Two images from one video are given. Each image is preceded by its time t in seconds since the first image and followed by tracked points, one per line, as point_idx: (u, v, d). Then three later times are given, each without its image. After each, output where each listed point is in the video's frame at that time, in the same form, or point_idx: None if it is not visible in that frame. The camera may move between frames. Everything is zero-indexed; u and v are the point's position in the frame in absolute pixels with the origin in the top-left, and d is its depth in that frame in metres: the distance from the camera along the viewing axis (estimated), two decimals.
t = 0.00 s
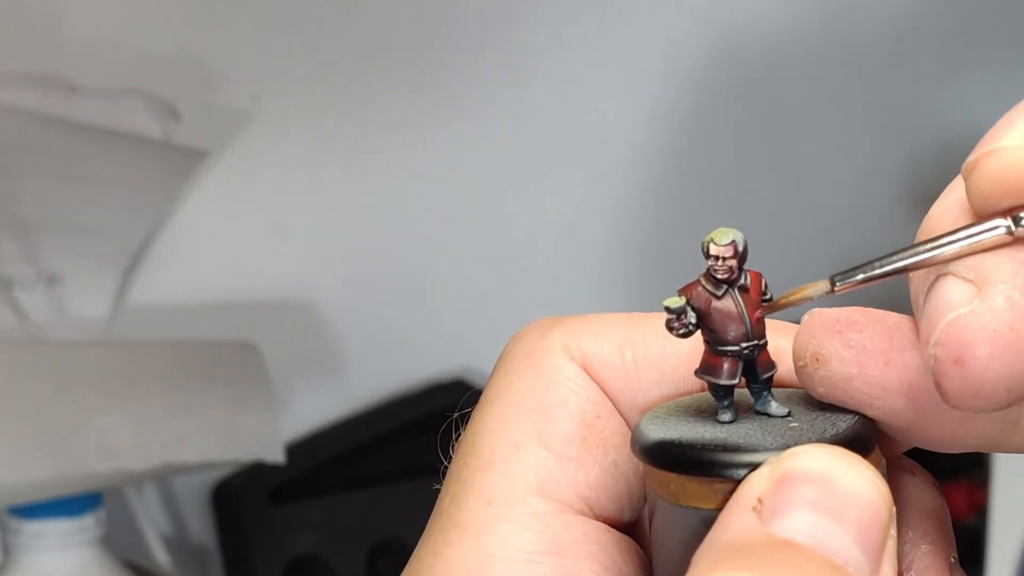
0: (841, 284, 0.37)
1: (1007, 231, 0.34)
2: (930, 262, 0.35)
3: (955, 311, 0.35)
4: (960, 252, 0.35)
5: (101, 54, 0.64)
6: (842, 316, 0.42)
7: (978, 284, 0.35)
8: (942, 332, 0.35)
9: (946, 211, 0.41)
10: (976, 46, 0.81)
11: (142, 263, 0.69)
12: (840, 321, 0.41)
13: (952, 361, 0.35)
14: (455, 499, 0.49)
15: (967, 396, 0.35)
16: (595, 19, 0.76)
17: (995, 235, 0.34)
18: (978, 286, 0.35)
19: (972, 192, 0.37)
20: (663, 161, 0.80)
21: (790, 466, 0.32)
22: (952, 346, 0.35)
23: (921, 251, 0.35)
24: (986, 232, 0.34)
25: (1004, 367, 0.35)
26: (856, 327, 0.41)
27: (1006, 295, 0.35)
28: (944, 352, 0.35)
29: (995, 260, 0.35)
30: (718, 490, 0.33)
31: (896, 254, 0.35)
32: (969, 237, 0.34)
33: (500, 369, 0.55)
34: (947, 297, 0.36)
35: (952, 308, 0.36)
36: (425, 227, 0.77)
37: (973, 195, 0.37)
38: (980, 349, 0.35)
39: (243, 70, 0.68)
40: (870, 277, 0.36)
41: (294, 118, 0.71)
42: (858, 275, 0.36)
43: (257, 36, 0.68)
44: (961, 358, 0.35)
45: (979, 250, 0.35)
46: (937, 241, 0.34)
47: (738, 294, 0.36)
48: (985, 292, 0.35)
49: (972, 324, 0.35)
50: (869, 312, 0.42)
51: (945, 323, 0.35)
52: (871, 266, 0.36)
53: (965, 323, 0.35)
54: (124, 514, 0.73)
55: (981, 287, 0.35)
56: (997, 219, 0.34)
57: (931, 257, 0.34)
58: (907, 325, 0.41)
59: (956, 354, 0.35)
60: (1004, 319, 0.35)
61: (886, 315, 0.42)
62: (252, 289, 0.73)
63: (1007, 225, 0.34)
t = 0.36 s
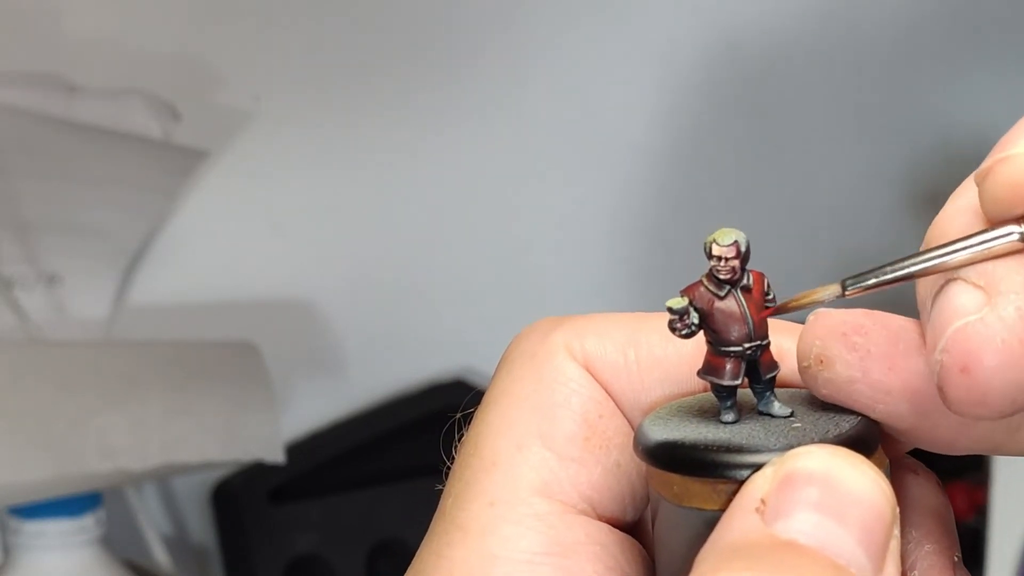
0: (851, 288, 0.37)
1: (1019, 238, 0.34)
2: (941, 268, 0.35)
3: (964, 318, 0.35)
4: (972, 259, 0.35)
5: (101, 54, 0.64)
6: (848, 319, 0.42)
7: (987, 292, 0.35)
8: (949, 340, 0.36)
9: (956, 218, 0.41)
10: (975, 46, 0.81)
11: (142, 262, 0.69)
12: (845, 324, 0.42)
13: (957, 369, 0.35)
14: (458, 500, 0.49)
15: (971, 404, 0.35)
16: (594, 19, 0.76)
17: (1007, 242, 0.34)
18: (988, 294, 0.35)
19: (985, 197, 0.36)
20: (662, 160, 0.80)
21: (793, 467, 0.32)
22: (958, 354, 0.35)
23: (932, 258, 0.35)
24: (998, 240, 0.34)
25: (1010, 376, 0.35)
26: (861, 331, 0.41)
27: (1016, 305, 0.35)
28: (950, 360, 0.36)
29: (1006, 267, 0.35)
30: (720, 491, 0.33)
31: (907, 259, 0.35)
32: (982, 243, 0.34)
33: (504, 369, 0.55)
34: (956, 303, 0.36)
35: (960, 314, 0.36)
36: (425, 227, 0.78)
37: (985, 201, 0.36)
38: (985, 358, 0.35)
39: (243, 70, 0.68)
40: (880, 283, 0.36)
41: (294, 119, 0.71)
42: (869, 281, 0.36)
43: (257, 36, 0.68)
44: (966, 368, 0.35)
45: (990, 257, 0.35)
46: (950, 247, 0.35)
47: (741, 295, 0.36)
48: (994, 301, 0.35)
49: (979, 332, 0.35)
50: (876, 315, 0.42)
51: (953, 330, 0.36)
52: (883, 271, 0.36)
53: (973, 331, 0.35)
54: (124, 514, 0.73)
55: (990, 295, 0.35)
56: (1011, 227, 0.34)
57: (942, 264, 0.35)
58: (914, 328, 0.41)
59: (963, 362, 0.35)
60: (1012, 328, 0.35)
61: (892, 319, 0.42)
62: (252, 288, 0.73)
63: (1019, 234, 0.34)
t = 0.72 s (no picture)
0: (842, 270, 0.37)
1: (1012, 227, 0.34)
2: (931, 253, 0.35)
3: (951, 299, 0.35)
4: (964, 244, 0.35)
5: (100, 54, 0.64)
6: (844, 312, 0.41)
7: (977, 275, 0.35)
8: (935, 321, 0.35)
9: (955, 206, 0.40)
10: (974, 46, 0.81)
11: (141, 262, 0.69)
12: (841, 317, 0.41)
13: (943, 350, 0.35)
14: (456, 502, 0.49)
15: (957, 383, 0.35)
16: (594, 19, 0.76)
17: (1001, 231, 0.34)
18: (977, 275, 0.35)
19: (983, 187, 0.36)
20: (662, 160, 0.81)
21: (790, 465, 0.32)
22: (944, 334, 0.35)
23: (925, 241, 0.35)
24: (990, 227, 0.34)
25: (996, 357, 0.35)
26: (857, 324, 0.41)
27: (1003, 288, 0.35)
28: (936, 340, 0.35)
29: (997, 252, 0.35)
30: (717, 490, 0.33)
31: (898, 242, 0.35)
32: (976, 229, 0.34)
33: (502, 369, 0.55)
34: (946, 285, 0.36)
35: (948, 295, 0.35)
36: (426, 227, 0.78)
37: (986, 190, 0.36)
38: (971, 339, 0.34)
39: (242, 70, 0.68)
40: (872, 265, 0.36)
41: (294, 119, 0.71)
42: (861, 263, 0.36)
43: (257, 37, 0.68)
44: (952, 349, 0.35)
45: (983, 244, 0.35)
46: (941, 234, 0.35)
47: (738, 293, 0.36)
48: (982, 283, 0.35)
49: (965, 313, 0.35)
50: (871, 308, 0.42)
51: (939, 310, 0.35)
52: (875, 253, 0.36)
53: (960, 311, 0.35)
54: (124, 515, 0.73)
55: (979, 278, 0.35)
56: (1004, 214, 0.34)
57: (933, 248, 0.35)
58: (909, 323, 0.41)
59: (949, 344, 0.35)
60: (998, 311, 0.35)
61: (889, 312, 0.41)
62: (252, 288, 0.73)
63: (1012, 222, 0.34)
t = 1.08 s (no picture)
0: (842, 288, 0.36)
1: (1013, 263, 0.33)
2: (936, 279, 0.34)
3: (941, 340, 0.35)
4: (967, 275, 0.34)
5: (100, 54, 0.64)
6: (851, 319, 0.41)
7: (972, 313, 0.35)
8: (924, 359, 0.35)
9: (967, 229, 0.40)
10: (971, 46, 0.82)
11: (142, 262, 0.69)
12: (848, 324, 0.41)
13: (929, 390, 0.35)
14: (461, 503, 0.50)
15: (942, 425, 0.35)
16: (593, 18, 0.77)
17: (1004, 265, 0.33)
18: (972, 314, 0.35)
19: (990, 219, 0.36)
20: (660, 159, 0.81)
21: (796, 466, 0.32)
22: (932, 375, 0.35)
23: (927, 267, 0.34)
24: (994, 262, 0.33)
25: (982, 402, 0.35)
26: (863, 332, 0.41)
27: (993, 330, 0.35)
28: (924, 380, 0.35)
29: (995, 290, 0.35)
30: (724, 490, 0.33)
31: (902, 266, 0.34)
32: (979, 259, 0.33)
33: (506, 370, 0.55)
34: (941, 323, 0.36)
35: (939, 335, 0.35)
36: (425, 227, 0.78)
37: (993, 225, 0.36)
38: (956, 378, 0.35)
39: (241, 70, 0.68)
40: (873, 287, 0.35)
41: (294, 119, 0.70)
42: (861, 284, 0.35)
43: (257, 37, 0.68)
44: (937, 389, 0.35)
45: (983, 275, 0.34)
46: (947, 259, 0.33)
47: (741, 294, 0.36)
48: (975, 325, 0.35)
49: (955, 356, 0.35)
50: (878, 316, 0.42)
51: (928, 350, 0.35)
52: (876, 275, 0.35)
53: (950, 353, 0.35)
54: (124, 515, 0.73)
55: (973, 317, 0.35)
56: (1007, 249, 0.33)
57: (936, 275, 0.34)
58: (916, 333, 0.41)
59: (934, 383, 0.35)
60: (987, 354, 0.35)
61: (895, 321, 0.42)
62: (253, 288, 0.73)
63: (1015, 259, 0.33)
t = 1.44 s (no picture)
0: (838, 285, 0.36)
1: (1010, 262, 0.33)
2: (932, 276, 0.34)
3: (937, 337, 0.35)
4: (963, 272, 0.34)
5: (100, 53, 0.64)
6: (847, 320, 0.42)
7: (970, 310, 0.35)
8: (920, 356, 0.35)
9: (962, 226, 0.40)
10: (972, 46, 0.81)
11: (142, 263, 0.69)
12: (845, 324, 0.41)
13: (924, 387, 0.35)
14: (459, 502, 0.49)
15: (937, 422, 0.35)
16: (592, 19, 0.77)
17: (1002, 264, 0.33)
18: (969, 311, 0.35)
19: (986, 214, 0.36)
20: (659, 160, 0.81)
21: (793, 464, 0.32)
22: (927, 372, 0.35)
23: (922, 264, 0.34)
24: (990, 258, 0.33)
25: (978, 400, 0.35)
26: (859, 332, 0.41)
27: (990, 329, 0.34)
28: (920, 377, 0.35)
29: (992, 287, 0.35)
30: (721, 490, 0.33)
31: (897, 262, 0.34)
32: (974, 256, 0.33)
33: (502, 369, 0.55)
34: (938, 319, 0.36)
35: (936, 331, 0.35)
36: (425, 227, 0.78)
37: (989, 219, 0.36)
38: (952, 376, 0.35)
39: (241, 70, 0.68)
40: (869, 284, 0.35)
41: (293, 119, 0.70)
42: (856, 281, 0.36)
43: (257, 37, 0.68)
44: (932, 386, 0.35)
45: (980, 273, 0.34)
46: (944, 257, 0.33)
47: (737, 293, 0.36)
48: (971, 322, 0.35)
49: (950, 353, 0.35)
50: (875, 316, 0.42)
51: (924, 347, 0.35)
52: (871, 273, 0.35)
53: (945, 350, 0.35)
54: (124, 516, 0.72)
55: (970, 314, 0.35)
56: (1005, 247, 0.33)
57: (933, 273, 0.34)
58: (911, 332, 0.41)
59: (930, 381, 0.35)
60: (983, 352, 0.35)
61: (891, 320, 0.42)
62: (252, 288, 0.73)
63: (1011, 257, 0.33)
